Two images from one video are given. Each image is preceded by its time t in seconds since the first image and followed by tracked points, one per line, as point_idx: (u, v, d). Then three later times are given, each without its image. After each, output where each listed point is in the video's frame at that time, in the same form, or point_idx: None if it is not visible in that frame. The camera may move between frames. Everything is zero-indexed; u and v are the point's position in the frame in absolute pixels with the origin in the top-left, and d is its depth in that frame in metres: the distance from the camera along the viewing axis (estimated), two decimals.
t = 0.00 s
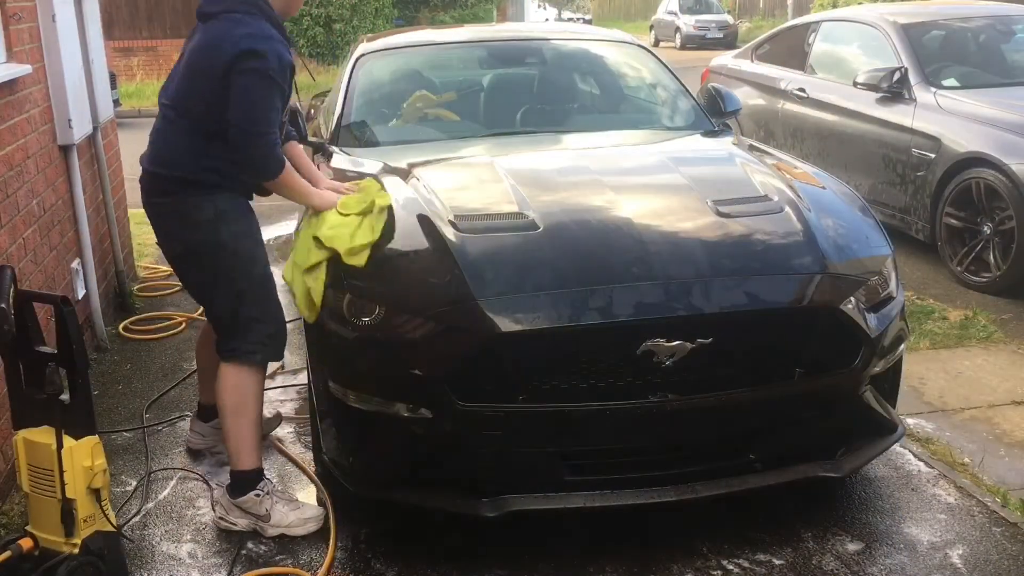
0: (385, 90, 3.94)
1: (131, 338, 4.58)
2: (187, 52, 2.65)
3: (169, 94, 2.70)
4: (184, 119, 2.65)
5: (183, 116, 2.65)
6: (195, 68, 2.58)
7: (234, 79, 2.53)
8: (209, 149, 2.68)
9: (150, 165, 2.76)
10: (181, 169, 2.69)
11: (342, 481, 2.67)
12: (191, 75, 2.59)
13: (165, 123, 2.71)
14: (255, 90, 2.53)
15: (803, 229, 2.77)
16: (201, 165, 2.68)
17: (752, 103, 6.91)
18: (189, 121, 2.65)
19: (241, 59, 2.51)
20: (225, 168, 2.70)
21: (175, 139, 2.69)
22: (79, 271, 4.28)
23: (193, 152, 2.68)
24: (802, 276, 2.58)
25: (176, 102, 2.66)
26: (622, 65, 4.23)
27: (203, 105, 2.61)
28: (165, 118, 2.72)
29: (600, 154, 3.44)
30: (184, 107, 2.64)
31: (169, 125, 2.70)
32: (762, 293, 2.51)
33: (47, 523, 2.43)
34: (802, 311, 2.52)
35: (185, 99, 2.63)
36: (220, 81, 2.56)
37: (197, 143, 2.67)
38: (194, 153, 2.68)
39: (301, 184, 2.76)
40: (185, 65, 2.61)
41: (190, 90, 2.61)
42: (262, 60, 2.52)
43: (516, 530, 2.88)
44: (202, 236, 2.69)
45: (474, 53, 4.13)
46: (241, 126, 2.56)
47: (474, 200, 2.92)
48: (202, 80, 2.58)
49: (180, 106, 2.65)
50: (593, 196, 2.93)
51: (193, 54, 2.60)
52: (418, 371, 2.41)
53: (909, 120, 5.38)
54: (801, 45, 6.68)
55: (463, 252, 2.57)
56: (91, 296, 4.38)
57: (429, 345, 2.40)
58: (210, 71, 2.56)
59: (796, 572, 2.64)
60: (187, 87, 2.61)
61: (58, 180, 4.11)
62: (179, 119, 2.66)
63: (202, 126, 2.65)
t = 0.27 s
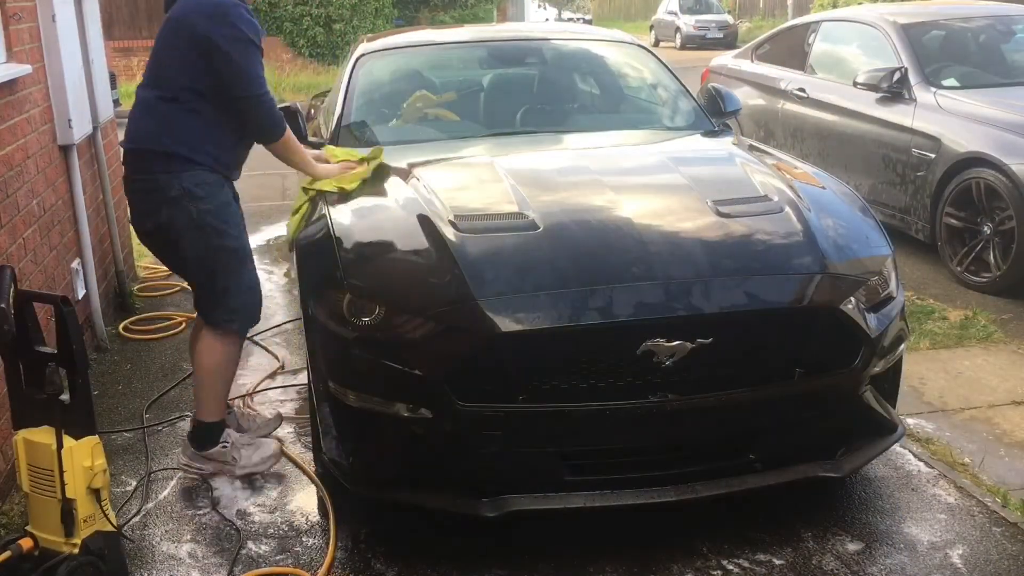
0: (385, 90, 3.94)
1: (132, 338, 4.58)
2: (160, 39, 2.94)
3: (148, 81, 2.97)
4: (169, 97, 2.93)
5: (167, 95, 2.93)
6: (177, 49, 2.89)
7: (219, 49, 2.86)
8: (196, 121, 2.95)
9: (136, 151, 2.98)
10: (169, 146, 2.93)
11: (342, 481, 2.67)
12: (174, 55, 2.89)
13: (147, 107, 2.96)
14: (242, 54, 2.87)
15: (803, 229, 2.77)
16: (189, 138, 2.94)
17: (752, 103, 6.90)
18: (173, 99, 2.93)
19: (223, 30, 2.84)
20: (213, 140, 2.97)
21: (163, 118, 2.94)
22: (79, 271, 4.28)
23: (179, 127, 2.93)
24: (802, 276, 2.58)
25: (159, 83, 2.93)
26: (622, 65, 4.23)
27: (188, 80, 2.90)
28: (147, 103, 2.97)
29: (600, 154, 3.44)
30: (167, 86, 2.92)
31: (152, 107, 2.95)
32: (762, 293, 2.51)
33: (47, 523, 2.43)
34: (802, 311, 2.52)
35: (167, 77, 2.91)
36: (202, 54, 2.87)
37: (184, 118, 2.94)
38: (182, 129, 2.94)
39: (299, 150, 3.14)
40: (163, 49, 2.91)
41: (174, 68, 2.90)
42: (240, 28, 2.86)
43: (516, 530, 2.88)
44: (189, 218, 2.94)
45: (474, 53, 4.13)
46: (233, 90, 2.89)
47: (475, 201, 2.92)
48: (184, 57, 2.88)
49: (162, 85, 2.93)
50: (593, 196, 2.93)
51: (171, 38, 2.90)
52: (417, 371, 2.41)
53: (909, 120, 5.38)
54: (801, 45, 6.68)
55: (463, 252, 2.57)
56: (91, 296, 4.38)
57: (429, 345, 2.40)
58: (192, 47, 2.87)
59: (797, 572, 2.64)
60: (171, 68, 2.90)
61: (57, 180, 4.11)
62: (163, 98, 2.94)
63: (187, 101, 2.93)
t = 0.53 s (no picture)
0: (385, 90, 3.94)
1: (131, 338, 4.58)
2: (163, 50, 2.98)
3: (152, 86, 3.01)
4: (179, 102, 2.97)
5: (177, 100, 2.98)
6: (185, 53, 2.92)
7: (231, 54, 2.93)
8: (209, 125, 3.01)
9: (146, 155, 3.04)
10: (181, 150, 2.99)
11: (342, 481, 2.67)
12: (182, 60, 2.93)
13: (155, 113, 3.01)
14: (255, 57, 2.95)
15: (803, 229, 2.77)
16: (201, 142, 2.99)
17: (752, 103, 6.90)
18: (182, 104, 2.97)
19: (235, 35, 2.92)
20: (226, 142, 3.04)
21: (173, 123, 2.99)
22: (79, 271, 4.29)
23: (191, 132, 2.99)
24: (802, 276, 2.58)
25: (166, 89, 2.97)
26: (622, 65, 4.23)
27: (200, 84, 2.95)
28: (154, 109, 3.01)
29: (600, 153, 3.44)
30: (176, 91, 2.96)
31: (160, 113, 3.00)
32: (762, 293, 2.51)
33: (46, 523, 2.43)
34: (802, 311, 2.52)
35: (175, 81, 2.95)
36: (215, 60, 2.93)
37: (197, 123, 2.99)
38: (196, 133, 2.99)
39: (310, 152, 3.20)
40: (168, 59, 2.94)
41: (183, 74, 2.95)
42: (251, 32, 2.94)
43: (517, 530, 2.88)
44: (205, 220, 3.01)
45: (474, 53, 4.13)
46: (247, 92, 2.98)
47: (475, 200, 2.92)
48: (194, 62, 2.93)
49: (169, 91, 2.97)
50: (592, 196, 2.94)
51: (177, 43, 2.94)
52: (417, 371, 2.41)
53: (909, 120, 5.38)
54: (801, 45, 6.68)
55: (462, 253, 2.57)
56: (91, 296, 4.38)
57: (429, 345, 2.40)
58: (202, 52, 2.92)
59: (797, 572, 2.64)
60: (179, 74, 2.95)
61: (57, 180, 4.11)
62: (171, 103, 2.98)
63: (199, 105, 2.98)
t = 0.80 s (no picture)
0: (385, 90, 3.93)
1: (131, 338, 4.58)
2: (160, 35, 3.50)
3: (147, 69, 3.53)
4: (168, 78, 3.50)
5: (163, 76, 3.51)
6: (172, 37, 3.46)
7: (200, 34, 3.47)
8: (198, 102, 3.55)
9: (138, 124, 3.55)
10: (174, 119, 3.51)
11: (341, 480, 2.67)
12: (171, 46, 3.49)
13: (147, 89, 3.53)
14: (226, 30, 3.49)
15: (803, 229, 2.77)
16: (180, 109, 3.52)
17: (752, 103, 6.90)
18: (172, 74, 3.50)
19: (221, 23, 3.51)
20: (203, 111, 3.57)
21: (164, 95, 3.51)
22: (79, 271, 4.29)
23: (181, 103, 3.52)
24: (802, 276, 2.58)
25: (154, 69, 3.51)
26: (622, 65, 4.23)
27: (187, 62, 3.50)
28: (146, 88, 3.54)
29: (600, 153, 3.44)
30: (167, 66, 3.49)
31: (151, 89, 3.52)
32: (762, 293, 2.51)
33: (46, 523, 2.43)
34: (802, 312, 2.52)
35: (166, 61, 3.49)
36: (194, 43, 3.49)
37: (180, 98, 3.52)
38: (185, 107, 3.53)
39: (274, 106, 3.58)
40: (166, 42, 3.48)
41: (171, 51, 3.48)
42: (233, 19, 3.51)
43: (517, 530, 2.88)
44: (168, 171, 3.51)
45: (474, 53, 4.12)
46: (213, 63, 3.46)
47: (474, 200, 2.92)
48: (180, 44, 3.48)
49: (154, 70, 3.50)
50: (593, 196, 2.94)
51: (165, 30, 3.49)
52: (417, 371, 2.41)
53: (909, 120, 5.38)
54: (801, 45, 6.68)
55: (462, 253, 2.57)
56: (91, 296, 4.38)
57: (430, 345, 2.40)
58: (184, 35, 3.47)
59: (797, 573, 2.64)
60: (170, 55, 3.50)
61: (57, 180, 4.11)
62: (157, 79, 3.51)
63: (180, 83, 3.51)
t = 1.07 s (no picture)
0: (385, 90, 3.93)
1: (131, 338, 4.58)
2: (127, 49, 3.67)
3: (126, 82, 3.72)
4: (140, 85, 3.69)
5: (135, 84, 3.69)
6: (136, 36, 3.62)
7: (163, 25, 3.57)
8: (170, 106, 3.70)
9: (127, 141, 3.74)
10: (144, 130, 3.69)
11: (341, 480, 2.67)
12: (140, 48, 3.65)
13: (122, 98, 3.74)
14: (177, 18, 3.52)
15: (803, 229, 2.77)
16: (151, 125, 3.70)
17: (752, 103, 6.91)
18: (139, 81, 3.67)
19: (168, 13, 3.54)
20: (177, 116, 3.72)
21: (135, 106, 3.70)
22: (79, 271, 4.29)
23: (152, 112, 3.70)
24: (802, 276, 2.58)
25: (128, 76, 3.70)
26: (622, 65, 4.23)
27: (155, 63, 3.66)
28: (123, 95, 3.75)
29: (600, 153, 3.44)
30: (135, 73, 3.67)
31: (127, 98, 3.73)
32: (763, 293, 2.51)
33: (47, 523, 2.43)
34: (802, 312, 2.52)
35: (135, 66, 3.67)
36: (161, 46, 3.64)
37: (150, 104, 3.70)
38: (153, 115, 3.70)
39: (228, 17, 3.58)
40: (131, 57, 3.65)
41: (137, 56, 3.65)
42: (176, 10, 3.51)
43: (517, 530, 2.88)
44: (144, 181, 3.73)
45: (474, 53, 4.12)
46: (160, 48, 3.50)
47: (475, 200, 2.92)
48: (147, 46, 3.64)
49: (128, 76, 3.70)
50: (592, 196, 2.94)
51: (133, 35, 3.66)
52: (417, 371, 2.41)
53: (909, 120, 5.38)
54: (801, 45, 6.68)
55: (462, 253, 2.57)
56: (91, 296, 4.38)
57: (429, 345, 2.40)
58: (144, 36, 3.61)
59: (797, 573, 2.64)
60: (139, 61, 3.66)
61: (57, 180, 4.11)
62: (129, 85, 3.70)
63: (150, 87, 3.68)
